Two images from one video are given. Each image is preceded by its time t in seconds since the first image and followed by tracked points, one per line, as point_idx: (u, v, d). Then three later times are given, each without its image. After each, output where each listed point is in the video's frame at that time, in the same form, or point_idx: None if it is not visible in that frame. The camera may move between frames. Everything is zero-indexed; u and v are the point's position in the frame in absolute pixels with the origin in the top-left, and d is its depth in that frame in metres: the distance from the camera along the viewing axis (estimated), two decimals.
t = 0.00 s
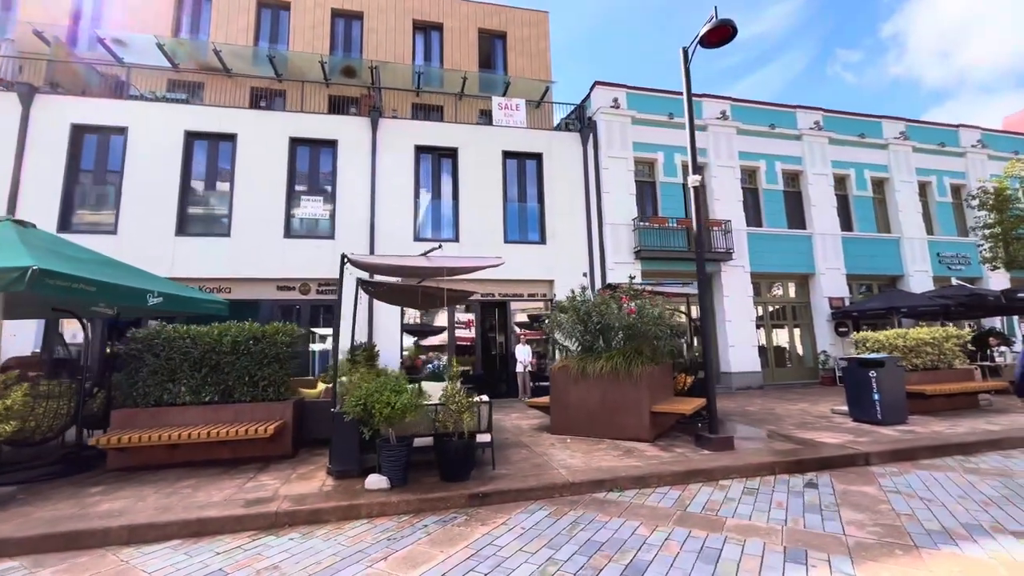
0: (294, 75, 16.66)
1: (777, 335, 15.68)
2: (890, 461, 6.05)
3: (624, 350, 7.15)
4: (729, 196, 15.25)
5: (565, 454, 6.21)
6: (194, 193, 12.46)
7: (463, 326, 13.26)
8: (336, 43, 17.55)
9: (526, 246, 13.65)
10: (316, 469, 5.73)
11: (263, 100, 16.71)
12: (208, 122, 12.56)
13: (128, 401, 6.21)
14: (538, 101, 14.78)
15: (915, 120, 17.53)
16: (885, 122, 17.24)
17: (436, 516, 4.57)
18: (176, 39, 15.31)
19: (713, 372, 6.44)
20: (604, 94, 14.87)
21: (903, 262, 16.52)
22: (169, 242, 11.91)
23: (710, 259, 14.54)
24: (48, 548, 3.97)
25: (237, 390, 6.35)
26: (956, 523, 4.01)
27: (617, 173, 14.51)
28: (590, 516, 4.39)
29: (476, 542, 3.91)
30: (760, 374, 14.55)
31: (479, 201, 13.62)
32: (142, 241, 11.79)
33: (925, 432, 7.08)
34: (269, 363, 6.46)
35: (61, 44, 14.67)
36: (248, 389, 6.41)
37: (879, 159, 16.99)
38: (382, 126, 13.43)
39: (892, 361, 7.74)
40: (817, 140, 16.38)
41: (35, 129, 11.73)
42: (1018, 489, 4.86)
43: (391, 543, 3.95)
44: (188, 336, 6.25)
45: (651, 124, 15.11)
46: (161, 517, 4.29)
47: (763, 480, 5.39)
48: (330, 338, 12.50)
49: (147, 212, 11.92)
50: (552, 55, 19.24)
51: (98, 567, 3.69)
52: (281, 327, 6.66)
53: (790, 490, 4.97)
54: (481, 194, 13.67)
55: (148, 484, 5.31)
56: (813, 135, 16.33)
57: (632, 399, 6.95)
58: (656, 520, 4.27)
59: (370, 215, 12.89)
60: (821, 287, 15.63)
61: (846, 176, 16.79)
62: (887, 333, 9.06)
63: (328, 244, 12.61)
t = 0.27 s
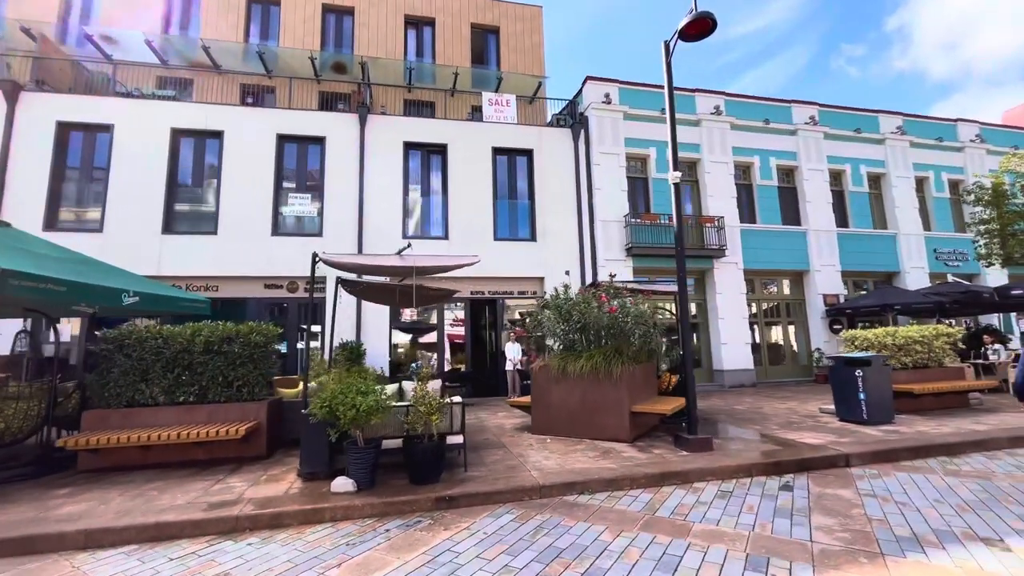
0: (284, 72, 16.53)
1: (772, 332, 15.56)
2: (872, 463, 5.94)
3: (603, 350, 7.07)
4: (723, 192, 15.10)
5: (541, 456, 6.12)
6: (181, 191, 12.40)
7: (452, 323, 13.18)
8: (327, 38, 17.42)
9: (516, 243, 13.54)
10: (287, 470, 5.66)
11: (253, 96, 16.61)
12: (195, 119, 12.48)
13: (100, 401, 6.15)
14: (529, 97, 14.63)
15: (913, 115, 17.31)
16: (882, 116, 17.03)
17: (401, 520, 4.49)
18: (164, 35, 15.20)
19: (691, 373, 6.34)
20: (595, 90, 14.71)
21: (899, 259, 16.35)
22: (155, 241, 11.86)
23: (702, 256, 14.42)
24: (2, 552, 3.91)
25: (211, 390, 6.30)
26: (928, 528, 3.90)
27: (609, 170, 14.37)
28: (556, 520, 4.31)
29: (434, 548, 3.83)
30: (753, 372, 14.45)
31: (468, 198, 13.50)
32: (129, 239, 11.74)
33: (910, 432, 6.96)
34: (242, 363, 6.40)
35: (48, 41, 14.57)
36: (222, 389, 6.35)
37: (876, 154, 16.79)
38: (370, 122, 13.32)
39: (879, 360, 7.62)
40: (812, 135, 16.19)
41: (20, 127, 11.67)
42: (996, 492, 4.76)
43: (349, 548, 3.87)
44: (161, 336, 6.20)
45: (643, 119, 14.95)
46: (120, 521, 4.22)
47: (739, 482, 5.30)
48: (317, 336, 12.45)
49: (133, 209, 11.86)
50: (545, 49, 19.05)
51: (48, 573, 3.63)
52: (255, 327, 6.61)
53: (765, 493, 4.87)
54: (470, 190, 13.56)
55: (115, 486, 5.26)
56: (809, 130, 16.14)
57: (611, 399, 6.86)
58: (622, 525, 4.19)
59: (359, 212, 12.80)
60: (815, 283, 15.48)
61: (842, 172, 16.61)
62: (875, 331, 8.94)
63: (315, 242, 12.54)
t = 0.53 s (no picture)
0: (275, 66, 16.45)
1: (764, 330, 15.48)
2: (849, 460, 5.89)
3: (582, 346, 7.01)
4: (715, 188, 14.99)
5: (516, 452, 6.07)
6: (168, 185, 12.36)
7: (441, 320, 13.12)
8: (319, 33, 17.32)
9: (506, 239, 13.47)
10: (258, 466, 5.62)
11: (245, 91, 16.54)
12: (182, 113, 12.43)
13: (72, 396, 6.11)
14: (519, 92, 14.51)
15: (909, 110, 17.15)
16: (878, 112, 16.87)
17: (364, 516, 4.45)
18: (154, 29, 15.13)
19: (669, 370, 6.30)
20: (587, 85, 14.60)
21: (894, 256, 16.24)
22: (142, 236, 11.83)
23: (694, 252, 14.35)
24: None
25: (184, 385, 6.26)
26: (892, 527, 3.85)
27: (600, 165, 14.27)
28: (519, 516, 4.27)
29: (392, 545, 3.79)
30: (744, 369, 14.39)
31: (458, 193, 13.43)
32: (116, 234, 11.71)
33: (892, 430, 6.90)
34: (217, 359, 6.38)
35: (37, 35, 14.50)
36: (196, 385, 6.32)
37: (871, 150, 16.66)
38: (359, 117, 13.25)
39: (862, 357, 7.56)
40: (806, 131, 16.05)
41: (5, 121, 11.61)
42: (968, 489, 4.70)
43: (306, 545, 3.84)
44: (134, 331, 6.17)
45: (635, 115, 14.85)
46: (80, 517, 4.19)
47: (711, 479, 5.25)
48: (305, 332, 12.41)
49: (120, 204, 11.82)
50: (539, 44, 18.91)
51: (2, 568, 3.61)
52: (231, 322, 6.59)
53: (735, 491, 4.82)
54: (460, 186, 13.48)
55: (84, 481, 5.23)
56: (803, 126, 16.01)
57: (589, 395, 6.82)
58: (585, 522, 4.14)
59: (347, 208, 12.74)
60: (808, 280, 15.39)
61: (836, 168, 16.49)
62: (861, 328, 8.87)
63: (303, 237, 12.49)
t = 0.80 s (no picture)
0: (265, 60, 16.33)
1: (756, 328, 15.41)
2: (825, 461, 5.84)
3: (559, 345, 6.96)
4: (707, 185, 14.89)
5: (489, 451, 6.03)
6: (155, 180, 12.30)
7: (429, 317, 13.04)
8: (311, 26, 17.19)
9: (495, 236, 13.39)
10: (227, 464, 5.57)
11: (235, 85, 16.43)
12: (169, 108, 12.35)
13: (44, 393, 6.08)
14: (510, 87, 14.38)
15: (905, 107, 17.00)
16: (873, 109, 16.73)
17: (326, 516, 4.41)
18: (143, 23, 15.02)
19: (646, 369, 6.25)
20: (578, 80, 14.47)
21: (887, 254, 16.15)
22: (128, 231, 11.79)
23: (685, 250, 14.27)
24: None
25: (157, 383, 6.22)
26: (855, 531, 3.80)
27: (591, 162, 14.17)
28: (482, 517, 4.23)
29: (348, 545, 3.75)
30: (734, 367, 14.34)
31: (447, 189, 13.34)
32: (102, 229, 11.68)
33: (871, 431, 6.84)
34: (190, 356, 6.33)
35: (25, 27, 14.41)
36: (168, 382, 6.26)
37: (865, 148, 16.53)
38: (348, 112, 13.15)
39: (844, 357, 7.51)
40: (800, 128, 15.92)
41: None
42: (939, 492, 4.65)
43: (261, 546, 3.80)
44: (106, 327, 6.13)
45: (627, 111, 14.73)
46: (38, 515, 4.17)
47: (682, 480, 5.20)
48: (293, 328, 12.38)
49: (106, 199, 11.78)
50: (533, 39, 18.75)
51: None
52: (204, 319, 6.54)
53: (704, 492, 4.77)
54: (449, 182, 13.39)
55: (50, 478, 5.20)
56: (797, 123, 15.88)
57: (567, 395, 6.77)
58: (547, 524, 4.09)
59: (335, 203, 12.67)
60: (801, 278, 15.29)
61: (830, 166, 16.36)
62: (847, 328, 8.80)
63: (291, 233, 12.44)
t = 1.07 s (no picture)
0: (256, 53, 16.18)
1: (748, 326, 15.32)
2: (803, 460, 5.76)
3: (538, 340, 6.88)
4: (700, 182, 14.78)
5: (464, 448, 5.95)
6: (141, 173, 12.20)
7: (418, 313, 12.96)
8: (302, 19, 17.05)
9: (485, 231, 13.29)
10: (195, 459, 5.49)
11: (226, 78, 16.30)
12: (155, 100, 12.23)
13: (13, 386, 6.00)
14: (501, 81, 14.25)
15: (901, 104, 16.86)
16: (868, 106, 16.60)
17: (289, 512, 4.34)
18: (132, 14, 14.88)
19: (624, 366, 6.17)
20: (570, 75, 14.34)
21: (881, 252, 16.05)
22: (113, 224, 11.70)
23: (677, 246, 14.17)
24: None
25: (129, 376, 6.14)
26: (821, 531, 3.72)
27: (582, 157, 14.05)
28: (445, 515, 4.16)
29: (304, 543, 3.68)
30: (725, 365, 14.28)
31: (436, 184, 13.23)
32: (86, 222, 11.59)
33: (853, 429, 6.77)
34: (162, 350, 6.25)
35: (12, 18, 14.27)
36: (140, 376, 6.18)
37: (860, 145, 16.41)
38: (336, 105, 13.04)
39: (828, 355, 7.43)
40: (794, 124, 15.79)
41: None
42: (913, 492, 4.57)
43: (215, 542, 3.73)
44: (76, 320, 6.04)
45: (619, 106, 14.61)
46: None
47: (655, 478, 5.13)
48: (280, 323, 12.29)
49: (90, 192, 11.68)
50: (527, 33, 18.59)
51: None
52: (178, 312, 6.46)
53: (675, 491, 4.70)
54: (438, 177, 13.27)
55: (15, 473, 5.12)
56: (791, 119, 15.75)
57: (545, 391, 6.69)
58: (510, 522, 4.02)
59: (323, 197, 12.57)
60: (793, 276, 15.19)
61: (825, 163, 16.25)
62: (833, 325, 8.72)
63: (278, 227, 12.33)
